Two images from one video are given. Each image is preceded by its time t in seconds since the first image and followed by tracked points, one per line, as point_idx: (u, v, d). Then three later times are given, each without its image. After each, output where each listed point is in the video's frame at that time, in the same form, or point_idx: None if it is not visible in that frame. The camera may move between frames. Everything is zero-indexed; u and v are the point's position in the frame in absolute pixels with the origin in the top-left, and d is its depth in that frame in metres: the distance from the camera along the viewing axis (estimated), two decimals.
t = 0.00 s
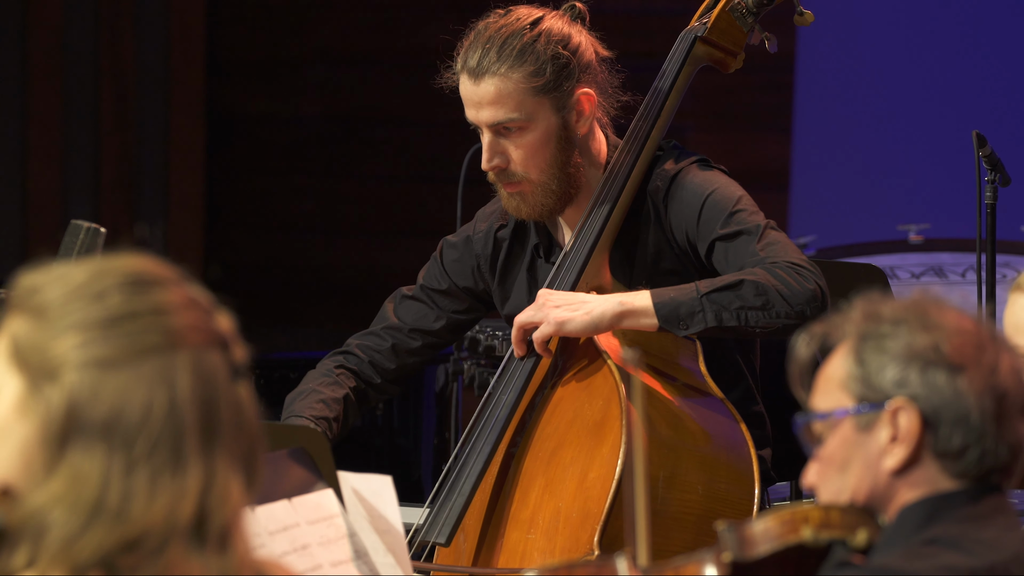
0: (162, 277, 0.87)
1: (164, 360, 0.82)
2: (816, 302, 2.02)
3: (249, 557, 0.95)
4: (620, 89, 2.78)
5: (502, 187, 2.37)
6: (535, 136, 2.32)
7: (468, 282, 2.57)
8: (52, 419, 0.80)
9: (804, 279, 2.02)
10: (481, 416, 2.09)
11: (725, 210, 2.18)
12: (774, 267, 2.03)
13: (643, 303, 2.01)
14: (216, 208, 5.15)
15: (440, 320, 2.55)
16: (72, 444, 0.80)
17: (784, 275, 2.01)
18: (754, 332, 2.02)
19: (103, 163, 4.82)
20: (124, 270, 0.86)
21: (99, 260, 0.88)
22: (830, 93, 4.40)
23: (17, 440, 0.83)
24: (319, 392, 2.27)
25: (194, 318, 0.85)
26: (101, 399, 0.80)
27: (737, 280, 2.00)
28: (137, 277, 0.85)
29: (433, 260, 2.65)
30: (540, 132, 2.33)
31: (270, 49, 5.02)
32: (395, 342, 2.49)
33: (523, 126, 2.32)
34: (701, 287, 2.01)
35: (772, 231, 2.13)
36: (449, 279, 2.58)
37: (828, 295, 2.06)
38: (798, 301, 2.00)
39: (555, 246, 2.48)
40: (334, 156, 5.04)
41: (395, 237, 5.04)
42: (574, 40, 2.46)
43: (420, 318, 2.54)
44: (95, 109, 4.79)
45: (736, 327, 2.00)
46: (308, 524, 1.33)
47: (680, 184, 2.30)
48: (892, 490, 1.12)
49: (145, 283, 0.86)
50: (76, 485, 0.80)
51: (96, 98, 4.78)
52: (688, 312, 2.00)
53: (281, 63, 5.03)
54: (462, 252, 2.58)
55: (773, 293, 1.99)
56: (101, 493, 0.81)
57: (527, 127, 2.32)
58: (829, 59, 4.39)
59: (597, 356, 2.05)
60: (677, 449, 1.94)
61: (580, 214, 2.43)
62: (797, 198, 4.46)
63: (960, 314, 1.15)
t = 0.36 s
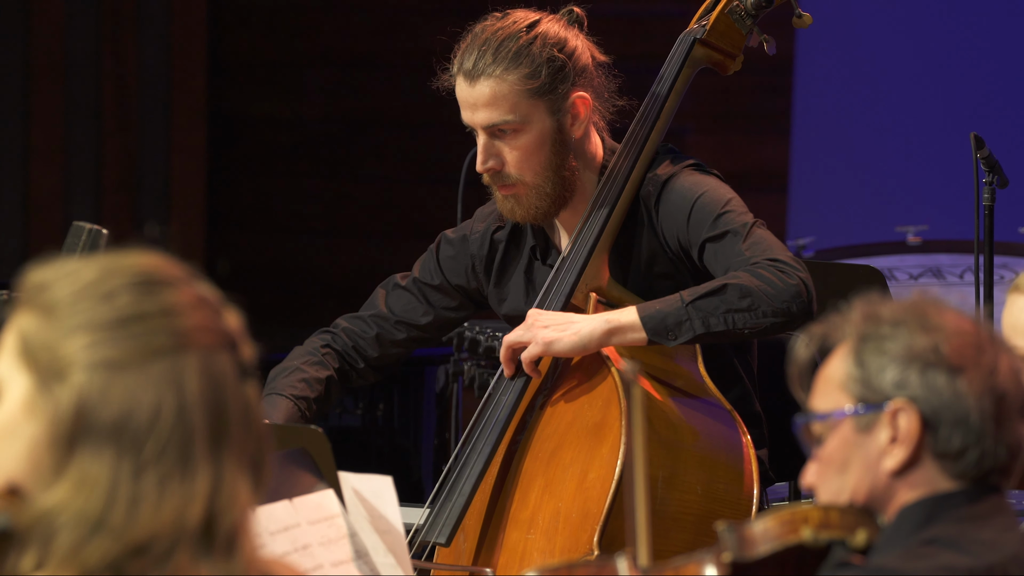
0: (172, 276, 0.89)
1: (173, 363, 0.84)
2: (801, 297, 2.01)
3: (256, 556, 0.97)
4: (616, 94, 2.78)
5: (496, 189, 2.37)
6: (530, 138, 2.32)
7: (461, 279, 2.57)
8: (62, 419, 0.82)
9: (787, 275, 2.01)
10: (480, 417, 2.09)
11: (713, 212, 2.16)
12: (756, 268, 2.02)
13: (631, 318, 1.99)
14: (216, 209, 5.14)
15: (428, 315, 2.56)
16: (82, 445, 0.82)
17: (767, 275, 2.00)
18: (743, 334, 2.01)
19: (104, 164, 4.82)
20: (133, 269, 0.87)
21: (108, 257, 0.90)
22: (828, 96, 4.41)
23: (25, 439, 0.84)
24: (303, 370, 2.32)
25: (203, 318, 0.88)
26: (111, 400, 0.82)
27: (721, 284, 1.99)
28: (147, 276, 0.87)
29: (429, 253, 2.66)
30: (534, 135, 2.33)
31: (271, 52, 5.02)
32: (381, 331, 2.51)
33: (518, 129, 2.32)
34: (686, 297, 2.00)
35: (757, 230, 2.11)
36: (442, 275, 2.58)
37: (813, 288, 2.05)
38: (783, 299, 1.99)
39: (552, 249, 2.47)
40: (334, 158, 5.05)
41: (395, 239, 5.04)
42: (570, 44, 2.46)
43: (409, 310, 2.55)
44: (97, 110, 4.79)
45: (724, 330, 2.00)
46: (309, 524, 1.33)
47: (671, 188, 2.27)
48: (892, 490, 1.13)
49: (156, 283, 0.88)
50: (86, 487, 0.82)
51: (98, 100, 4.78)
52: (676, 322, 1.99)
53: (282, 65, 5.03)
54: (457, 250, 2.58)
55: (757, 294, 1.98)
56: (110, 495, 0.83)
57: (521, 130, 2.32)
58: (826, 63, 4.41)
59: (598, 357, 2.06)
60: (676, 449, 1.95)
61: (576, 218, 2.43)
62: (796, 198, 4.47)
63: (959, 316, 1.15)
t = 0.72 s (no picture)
0: (175, 278, 0.89)
1: (178, 367, 0.85)
2: (760, 296, 1.99)
3: (261, 559, 0.97)
4: (610, 98, 2.79)
5: (491, 193, 2.37)
6: (525, 141, 2.32)
7: (455, 281, 2.55)
8: (67, 426, 0.82)
9: (740, 278, 1.99)
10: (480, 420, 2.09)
11: (687, 219, 2.17)
12: (712, 275, 2.02)
13: (597, 354, 2.00)
14: (216, 212, 5.14)
15: (423, 315, 2.53)
16: (89, 451, 0.83)
17: (721, 280, 1.99)
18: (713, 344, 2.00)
19: (104, 166, 4.81)
20: (136, 272, 0.88)
21: (111, 258, 0.90)
22: (825, 99, 4.42)
23: (30, 443, 0.84)
24: (285, 377, 2.28)
25: (208, 320, 0.88)
26: (117, 404, 0.82)
27: (678, 301, 1.99)
28: (151, 279, 0.87)
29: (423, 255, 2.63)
30: (529, 138, 2.32)
31: (269, 55, 5.03)
32: (375, 331, 2.46)
33: (513, 133, 2.31)
34: (647, 321, 2.01)
35: (723, 231, 2.10)
36: (437, 277, 2.56)
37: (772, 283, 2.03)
38: (742, 302, 1.98)
39: (546, 252, 2.49)
40: (334, 161, 5.06)
41: (394, 242, 5.05)
42: (564, 48, 2.46)
43: (404, 310, 2.51)
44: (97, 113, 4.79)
45: (693, 345, 1.99)
46: (309, 525, 1.34)
47: (656, 195, 2.27)
48: (890, 491, 1.13)
49: (160, 285, 0.88)
50: (93, 492, 0.83)
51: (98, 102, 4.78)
52: (642, 346, 1.99)
53: (281, 68, 5.04)
54: (452, 252, 2.55)
55: (716, 301, 1.97)
56: (117, 501, 0.83)
57: (516, 133, 2.31)
58: (825, 66, 4.41)
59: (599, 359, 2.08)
60: (675, 450, 1.95)
61: (572, 222, 2.44)
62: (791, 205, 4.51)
63: (956, 318, 1.16)
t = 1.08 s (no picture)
0: (177, 281, 0.89)
1: (180, 371, 0.85)
2: (766, 296, 2.01)
3: (263, 561, 0.98)
4: (609, 99, 2.79)
5: (492, 195, 2.37)
6: (525, 143, 2.32)
7: (459, 288, 2.55)
8: (71, 430, 0.83)
9: (746, 277, 2.00)
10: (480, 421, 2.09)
11: (690, 218, 2.17)
12: (716, 275, 2.03)
13: (604, 352, 2.00)
14: (217, 214, 5.15)
15: (430, 324, 2.53)
16: (92, 455, 0.83)
17: (726, 280, 2.00)
18: (718, 344, 2.01)
19: (107, 168, 4.83)
20: (138, 275, 0.88)
21: (113, 261, 0.90)
22: (824, 101, 4.42)
23: (32, 447, 0.85)
24: (296, 394, 2.28)
25: (210, 324, 0.89)
26: (120, 408, 0.83)
27: (685, 300, 1.99)
28: (153, 283, 0.88)
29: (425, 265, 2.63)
30: (529, 140, 2.33)
31: (270, 58, 5.04)
32: (384, 343, 2.47)
33: (512, 134, 2.32)
34: (653, 320, 2.01)
35: (726, 232, 2.11)
36: (440, 284, 2.56)
37: (777, 283, 2.05)
38: (748, 301, 1.99)
39: (546, 255, 2.50)
40: (335, 163, 5.06)
41: (394, 244, 5.06)
42: (563, 48, 2.46)
43: (410, 321, 2.51)
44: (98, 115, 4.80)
45: (698, 344, 2.00)
46: (310, 526, 1.34)
47: (656, 195, 2.27)
48: (887, 491, 1.13)
49: (162, 289, 0.89)
50: (97, 497, 0.83)
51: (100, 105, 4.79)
52: (649, 346, 1.99)
53: (282, 70, 5.05)
54: (454, 258, 2.56)
55: (722, 302, 1.98)
56: (121, 506, 0.84)
57: (516, 135, 2.32)
58: (824, 68, 4.42)
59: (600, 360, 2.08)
60: (676, 451, 1.96)
61: (573, 223, 2.44)
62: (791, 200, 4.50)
63: (952, 319, 1.17)
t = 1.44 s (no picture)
0: (175, 283, 0.90)
1: (179, 372, 0.86)
2: (774, 295, 2.01)
3: (263, 561, 0.98)
4: (613, 97, 2.78)
5: (498, 193, 2.37)
6: (531, 142, 2.32)
7: (466, 290, 2.55)
8: (70, 432, 0.83)
9: (755, 276, 2.01)
10: (481, 423, 2.10)
11: (697, 217, 2.17)
12: (725, 273, 2.03)
13: (611, 346, 2.01)
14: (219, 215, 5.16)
15: (439, 327, 2.54)
16: (91, 456, 0.84)
17: (735, 279, 2.01)
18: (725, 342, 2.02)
19: (110, 170, 4.85)
20: (137, 278, 0.89)
21: (113, 263, 0.91)
22: (825, 101, 4.43)
23: (32, 448, 0.86)
24: (309, 404, 2.26)
25: (208, 325, 0.89)
26: (119, 410, 0.83)
27: (694, 298, 2.00)
28: (151, 285, 0.88)
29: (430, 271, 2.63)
30: (535, 139, 2.33)
31: (272, 60, 5.05)
32: (394, 349, 2.48)
33: (519, 133, 2.32)
34: (662, 315, 2.01)
35: (734, 231, 2.11)
36: (447, 288, 2.55)
37: (785, 282, 2.05)
38: (757, 300, 1.99)
39: (550, 255, 2.49)
40: (337, 165, 5.07)
41: (395, 246, 5.06)
42: (568, 48, 2.46)
43: (419, 326, 2.51)
44: (101, 117, 4.82)
45: (706, 342, 2.00)
46: (312, 526, 1.35)
47: (661, 194, 2.28)
48: (886, 492, 1.14)
49: (160, 291, 0.89)
50: (96, 498, 0.84)
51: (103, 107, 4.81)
52: (656, 342, 1.99)
53: (283, 73, 5.05)
54: (459, 261, 2.56)
55: (731, 300, 1.99)
56: (120, 506, 0.84)
57: (522, 134, 2.32)
58: (824, 70, 4.42)
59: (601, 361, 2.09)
60: (676, 451, 1.96)
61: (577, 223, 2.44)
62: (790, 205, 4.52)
63: (951, 319, 1.17)
